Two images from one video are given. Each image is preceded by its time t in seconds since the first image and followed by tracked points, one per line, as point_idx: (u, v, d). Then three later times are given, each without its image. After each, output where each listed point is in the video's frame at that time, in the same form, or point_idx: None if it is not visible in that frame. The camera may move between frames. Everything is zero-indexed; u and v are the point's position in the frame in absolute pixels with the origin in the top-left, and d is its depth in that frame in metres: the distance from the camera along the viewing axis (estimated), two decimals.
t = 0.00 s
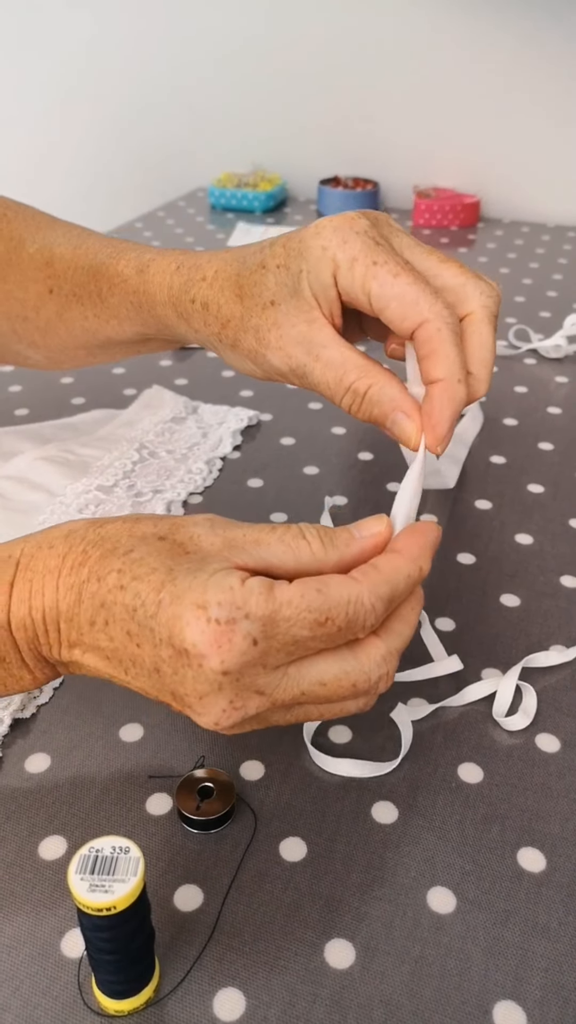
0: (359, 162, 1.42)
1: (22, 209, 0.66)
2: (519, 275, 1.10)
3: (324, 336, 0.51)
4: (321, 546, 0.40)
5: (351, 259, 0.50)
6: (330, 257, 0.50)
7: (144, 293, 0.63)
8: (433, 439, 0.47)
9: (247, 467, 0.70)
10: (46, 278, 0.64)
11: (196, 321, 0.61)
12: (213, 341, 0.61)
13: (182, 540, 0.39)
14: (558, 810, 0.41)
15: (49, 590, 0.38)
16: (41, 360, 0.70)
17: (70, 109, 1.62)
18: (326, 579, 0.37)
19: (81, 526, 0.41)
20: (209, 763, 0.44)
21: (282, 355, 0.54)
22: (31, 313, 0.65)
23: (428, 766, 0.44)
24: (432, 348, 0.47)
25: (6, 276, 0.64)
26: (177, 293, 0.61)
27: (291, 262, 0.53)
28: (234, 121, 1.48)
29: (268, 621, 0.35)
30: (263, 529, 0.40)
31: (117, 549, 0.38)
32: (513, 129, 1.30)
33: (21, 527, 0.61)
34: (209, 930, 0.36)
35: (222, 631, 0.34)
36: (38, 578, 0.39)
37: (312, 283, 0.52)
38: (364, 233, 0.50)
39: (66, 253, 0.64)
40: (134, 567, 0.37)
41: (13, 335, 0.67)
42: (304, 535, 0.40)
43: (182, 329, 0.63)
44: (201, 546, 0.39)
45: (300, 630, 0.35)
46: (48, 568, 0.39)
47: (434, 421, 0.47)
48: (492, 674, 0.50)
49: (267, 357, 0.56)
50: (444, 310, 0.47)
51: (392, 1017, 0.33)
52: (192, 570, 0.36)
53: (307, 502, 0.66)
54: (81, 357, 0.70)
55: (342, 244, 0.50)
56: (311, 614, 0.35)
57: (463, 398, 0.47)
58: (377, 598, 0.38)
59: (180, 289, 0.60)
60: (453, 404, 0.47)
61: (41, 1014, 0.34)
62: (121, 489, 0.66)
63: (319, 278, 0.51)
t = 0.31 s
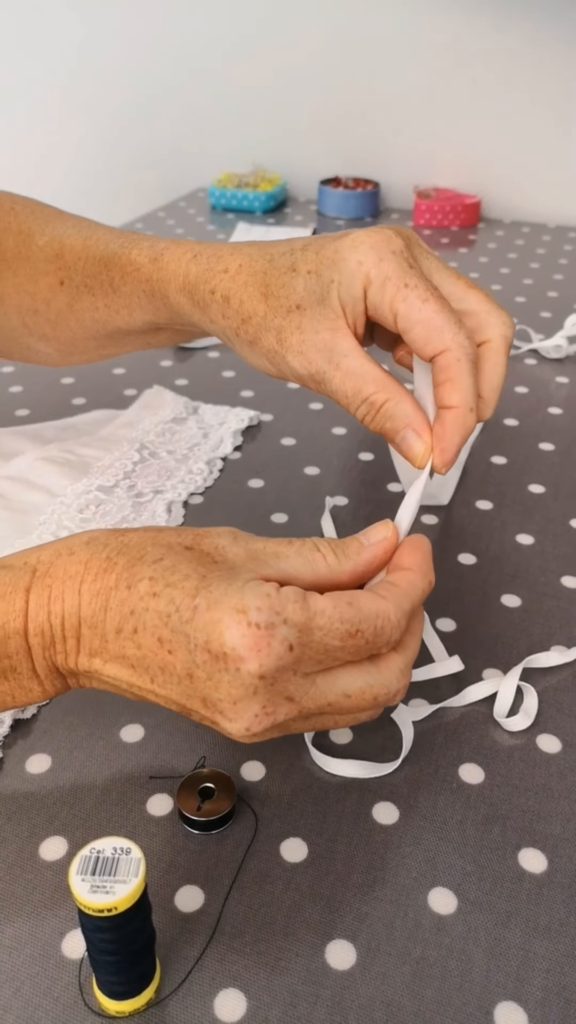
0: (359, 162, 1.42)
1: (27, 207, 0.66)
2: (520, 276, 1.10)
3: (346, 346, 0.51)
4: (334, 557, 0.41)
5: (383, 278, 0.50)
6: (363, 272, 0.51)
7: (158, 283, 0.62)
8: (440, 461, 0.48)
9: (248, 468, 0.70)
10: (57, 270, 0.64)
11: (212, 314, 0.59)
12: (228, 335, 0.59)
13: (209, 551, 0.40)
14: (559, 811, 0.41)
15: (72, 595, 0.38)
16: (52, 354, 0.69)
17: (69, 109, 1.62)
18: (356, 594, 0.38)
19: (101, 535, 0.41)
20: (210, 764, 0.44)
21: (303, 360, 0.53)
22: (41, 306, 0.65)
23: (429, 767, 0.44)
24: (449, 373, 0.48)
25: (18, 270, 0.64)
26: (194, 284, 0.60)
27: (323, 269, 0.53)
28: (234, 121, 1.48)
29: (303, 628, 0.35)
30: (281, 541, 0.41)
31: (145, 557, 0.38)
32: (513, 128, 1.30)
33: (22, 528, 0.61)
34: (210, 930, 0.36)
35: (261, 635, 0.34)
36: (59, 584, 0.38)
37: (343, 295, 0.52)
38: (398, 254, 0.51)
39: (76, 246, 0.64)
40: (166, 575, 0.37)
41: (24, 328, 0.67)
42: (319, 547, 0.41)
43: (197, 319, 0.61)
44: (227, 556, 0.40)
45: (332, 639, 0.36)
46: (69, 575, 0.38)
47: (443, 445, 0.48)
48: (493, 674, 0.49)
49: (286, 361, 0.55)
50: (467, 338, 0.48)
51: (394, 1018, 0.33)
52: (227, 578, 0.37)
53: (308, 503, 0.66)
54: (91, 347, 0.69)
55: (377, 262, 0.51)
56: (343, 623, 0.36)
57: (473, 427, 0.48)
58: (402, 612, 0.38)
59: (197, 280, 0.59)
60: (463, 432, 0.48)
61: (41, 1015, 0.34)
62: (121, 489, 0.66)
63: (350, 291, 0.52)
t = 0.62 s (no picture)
0: (359, 163, 1.43)
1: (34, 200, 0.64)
2: (520, 276, 1.10)
3: (361, 341, 0.52)
4: (346, 581, 0.41)
5: (414, 294, 0.52)
6: (397, 281, 0.52)
7: (179, 257, 0.60)
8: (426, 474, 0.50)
9: (248, 468, 0.71)
10: (69, 256, 0.61)
11: (229, 281, 0.57)
12: (236, 306, 0.57)
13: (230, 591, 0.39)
14: (560, 812, 0.41)
15: (91, 649, 0.37)
16: (55, 346, 0.65)
17: (67, 109, 1.62)
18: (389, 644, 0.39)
19: (109, 574, 0.39)
20: (212, 764, 0.44)
21: (315, 343, 0.53)
22: (52, 292, 0.61)
23: (430, 767, 0.44)
24: (453, 401, 0.50)
25: (28, 258, 0.61)
26: (217, 253, 0.58)
27: (357, 267, 0.53)
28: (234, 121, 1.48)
29: (339, 690, 0.36)
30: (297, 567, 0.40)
31: (165, 608, 0.37)
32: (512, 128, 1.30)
33: (22, 528, 0.61)
34: (211, 930, 0.36)
35: (304, 701, 0.35)
36: (72, 635, 0.38)
37: (371, 296, 0.52)
38: (433, 278, 0.53)
39: (91, 233, 0.62)
40: (194, 634, 0.37)
41: (31, 320, 0.62)
42: (329, 569, 0.41)
43: (214, 287, 0.58)
44: (249, 599, 0.39)
45: (366, 696, 0.37)
46: (84, 627, 0.38)
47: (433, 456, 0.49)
48: (494, 675, 0.49)
49: (295, 340, 0.53)
50: (476, 377, 0.51)
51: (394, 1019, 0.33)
52: (260, 637, 0.37)
53: (308, 503, 0.66)
54: (99, 338, 0.64)
55: (413, 279, 0.52)
56: (376, 681, 0.37)
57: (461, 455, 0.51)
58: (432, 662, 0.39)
59: (221, 249, 0.58)
60: (452, 454, 0.50)
61: (42, 1013, 0.34)
62: (122, 490, 0.66)
63: (379, 295, 0.52)
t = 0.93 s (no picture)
0: (359, 164, 1.43)
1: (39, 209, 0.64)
2: (520, 277, 1.10)
3: (384, 336, 0.54)
4: (349, 605, 0.41)
5: (439, 298, 0.54)
6: (422, 284, 0.54)
7: (194, 259, 0.61)
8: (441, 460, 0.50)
9: (249, 470, 0.71)
10: (78, 263, 0.61)
11: (248, 279, 0.58)
12: (254, 298, 0.58)
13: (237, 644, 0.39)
14: (561, 813, 0.41)
15: (100, 702, 0.38)
16: (57, 355, 0.64)
17: (67, 111, 1.62)
18: (389, 691, 0.41)
19: (114, 622, 0.39)
20: (213, 766, 0.44)
21: (338, 334, 0.54)
22: (59, 300, 0.61)
23: (431, 768, 0.44)
24: (471, 396, 0.51)
25: (35, 267, 0.61)
26: (237, 253, 0.59)
27: (382, 268, 0.55)
28: (233, 122, 1.48)
29: (340, 736, 0.40)
30: (302, 596, 0.40)
31: (173, 666, 0.38)
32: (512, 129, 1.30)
33: (24, 531, 0.61)
34: (213, 931, 0.36)
35: (310, 756, 0.39)
36: (79, 688, 0.38)
37: (395, 294, 0.54)
38: (457, 289, 0.55)
39: (101, 239, 0.62)
40: (203, 695, 0.38)
41: (36, 327, 0.62)
42: (330, 595, 0.41)
43: (231, 287, 0.59)
44: (257, 647, 0.39)
45: (362, 733, 0.41)
46: (90, 681, 0.38)
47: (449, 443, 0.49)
48: (494, 676, 0.49)
49: (317, 330, 0.54)
50: (495, 378, 0.52)
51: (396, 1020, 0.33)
52: (267, 699, 0.39)
53: (309, 505, 0.66)
54: (104, 348, 0.64)
55: (438, 286, 0.54)
56: (373, 723, 0.41)
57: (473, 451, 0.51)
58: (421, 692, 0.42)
59: (242, 250, 0.59)
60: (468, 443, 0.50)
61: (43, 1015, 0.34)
62: (123, 492, 0.66)
63: (404, 295, 0.54)
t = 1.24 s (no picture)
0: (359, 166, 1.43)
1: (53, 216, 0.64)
2: (520, 280, 1.10)
3: (427, 329, 0.54)
4: (340, 636, 0.41)
5: (477, 289, 0.55)
6: (460, 274, 0.54)
7: (221, 269, 0.61)
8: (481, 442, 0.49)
9: (250, 473, 0.71)
10: (95, 270, 0.61)
11: (283, 286, 0.59)
12: (292, 306, 0.58)
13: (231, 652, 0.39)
14: (563, 815, 0.41)
15: (94, 706, 0.39)
16: (72, 361, 0.64)
17: (67, 112, 1.62)
18: (385, 706, 0.40)
19: (110, 626, 0.40)
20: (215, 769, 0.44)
21: (384, 331, 0.54)
22: (75, 307, 0.61)
23: (432, 772, 0.44)
24: (511, 382, 0.52)
25: (49, 272, 0.61)
26: (268, 262, 0.60)
27: (420, 262, 0.56)
28: (233, 125, 1.48)
29: (333, 753, 0.39)
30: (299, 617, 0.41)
31: (166, 672, 0.38)
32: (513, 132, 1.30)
33: (26, 533, 0.61)
34: (215, 934, 0.36)
35: (300, 769, 0.38)
36: (74, 692, 0.39)
37: (435, 288, 0.55)
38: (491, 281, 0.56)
39: (119, 247, 0.62)
40: (195, 701, 0.38)
41: (50, 334, 0.62)
42: (324, 627, 0.41)
43: (264, 298, 0.60)
44: (251, 657, 0.39)
45: (358, 751, 0.40)
46: (85, 685, 0.39)
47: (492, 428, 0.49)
48: (496, 680, 0.49)
49: (364, 330, 0.55)
50: (533, 363, 0.53)
51: None
52: (258, 706, 0.38)
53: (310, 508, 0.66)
54: (121, 356, 0.64)
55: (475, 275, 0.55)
56: (369, 740, 0.40)
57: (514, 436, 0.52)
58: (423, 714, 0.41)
59: (272, 259, 0.60)
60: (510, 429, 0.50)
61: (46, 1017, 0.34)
62: (124, 495, 0.66)
63: (444, 287, 0.55)
